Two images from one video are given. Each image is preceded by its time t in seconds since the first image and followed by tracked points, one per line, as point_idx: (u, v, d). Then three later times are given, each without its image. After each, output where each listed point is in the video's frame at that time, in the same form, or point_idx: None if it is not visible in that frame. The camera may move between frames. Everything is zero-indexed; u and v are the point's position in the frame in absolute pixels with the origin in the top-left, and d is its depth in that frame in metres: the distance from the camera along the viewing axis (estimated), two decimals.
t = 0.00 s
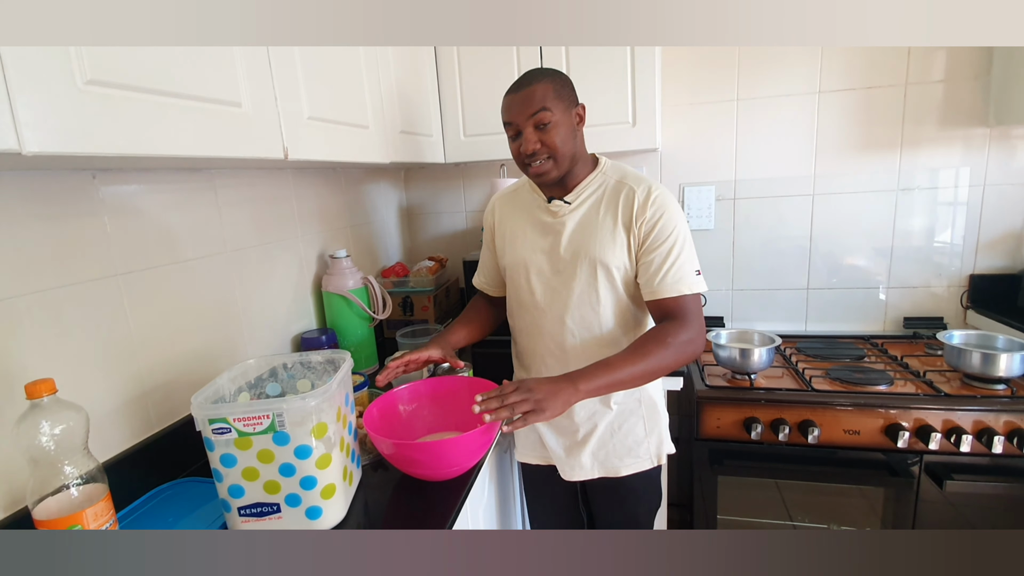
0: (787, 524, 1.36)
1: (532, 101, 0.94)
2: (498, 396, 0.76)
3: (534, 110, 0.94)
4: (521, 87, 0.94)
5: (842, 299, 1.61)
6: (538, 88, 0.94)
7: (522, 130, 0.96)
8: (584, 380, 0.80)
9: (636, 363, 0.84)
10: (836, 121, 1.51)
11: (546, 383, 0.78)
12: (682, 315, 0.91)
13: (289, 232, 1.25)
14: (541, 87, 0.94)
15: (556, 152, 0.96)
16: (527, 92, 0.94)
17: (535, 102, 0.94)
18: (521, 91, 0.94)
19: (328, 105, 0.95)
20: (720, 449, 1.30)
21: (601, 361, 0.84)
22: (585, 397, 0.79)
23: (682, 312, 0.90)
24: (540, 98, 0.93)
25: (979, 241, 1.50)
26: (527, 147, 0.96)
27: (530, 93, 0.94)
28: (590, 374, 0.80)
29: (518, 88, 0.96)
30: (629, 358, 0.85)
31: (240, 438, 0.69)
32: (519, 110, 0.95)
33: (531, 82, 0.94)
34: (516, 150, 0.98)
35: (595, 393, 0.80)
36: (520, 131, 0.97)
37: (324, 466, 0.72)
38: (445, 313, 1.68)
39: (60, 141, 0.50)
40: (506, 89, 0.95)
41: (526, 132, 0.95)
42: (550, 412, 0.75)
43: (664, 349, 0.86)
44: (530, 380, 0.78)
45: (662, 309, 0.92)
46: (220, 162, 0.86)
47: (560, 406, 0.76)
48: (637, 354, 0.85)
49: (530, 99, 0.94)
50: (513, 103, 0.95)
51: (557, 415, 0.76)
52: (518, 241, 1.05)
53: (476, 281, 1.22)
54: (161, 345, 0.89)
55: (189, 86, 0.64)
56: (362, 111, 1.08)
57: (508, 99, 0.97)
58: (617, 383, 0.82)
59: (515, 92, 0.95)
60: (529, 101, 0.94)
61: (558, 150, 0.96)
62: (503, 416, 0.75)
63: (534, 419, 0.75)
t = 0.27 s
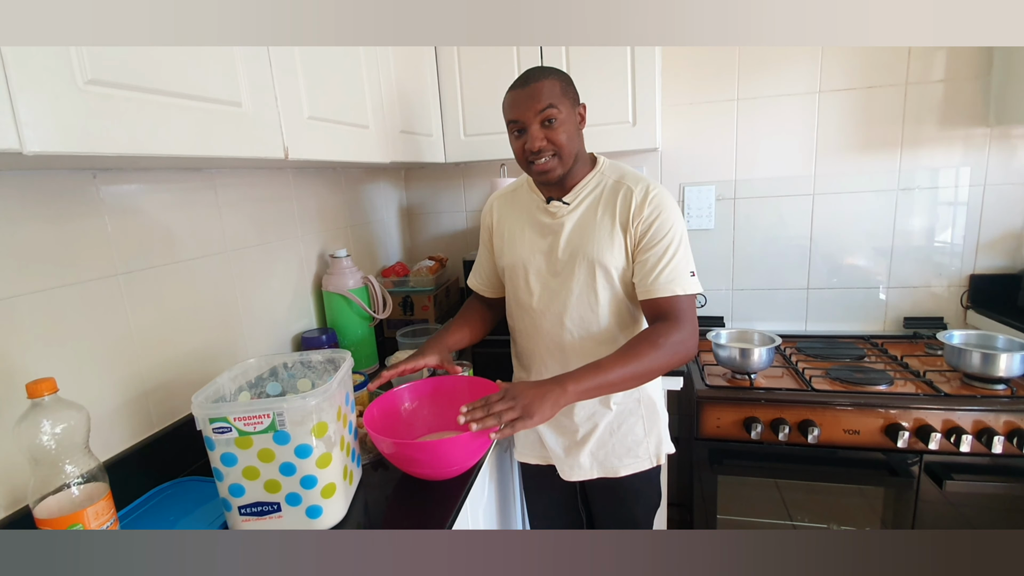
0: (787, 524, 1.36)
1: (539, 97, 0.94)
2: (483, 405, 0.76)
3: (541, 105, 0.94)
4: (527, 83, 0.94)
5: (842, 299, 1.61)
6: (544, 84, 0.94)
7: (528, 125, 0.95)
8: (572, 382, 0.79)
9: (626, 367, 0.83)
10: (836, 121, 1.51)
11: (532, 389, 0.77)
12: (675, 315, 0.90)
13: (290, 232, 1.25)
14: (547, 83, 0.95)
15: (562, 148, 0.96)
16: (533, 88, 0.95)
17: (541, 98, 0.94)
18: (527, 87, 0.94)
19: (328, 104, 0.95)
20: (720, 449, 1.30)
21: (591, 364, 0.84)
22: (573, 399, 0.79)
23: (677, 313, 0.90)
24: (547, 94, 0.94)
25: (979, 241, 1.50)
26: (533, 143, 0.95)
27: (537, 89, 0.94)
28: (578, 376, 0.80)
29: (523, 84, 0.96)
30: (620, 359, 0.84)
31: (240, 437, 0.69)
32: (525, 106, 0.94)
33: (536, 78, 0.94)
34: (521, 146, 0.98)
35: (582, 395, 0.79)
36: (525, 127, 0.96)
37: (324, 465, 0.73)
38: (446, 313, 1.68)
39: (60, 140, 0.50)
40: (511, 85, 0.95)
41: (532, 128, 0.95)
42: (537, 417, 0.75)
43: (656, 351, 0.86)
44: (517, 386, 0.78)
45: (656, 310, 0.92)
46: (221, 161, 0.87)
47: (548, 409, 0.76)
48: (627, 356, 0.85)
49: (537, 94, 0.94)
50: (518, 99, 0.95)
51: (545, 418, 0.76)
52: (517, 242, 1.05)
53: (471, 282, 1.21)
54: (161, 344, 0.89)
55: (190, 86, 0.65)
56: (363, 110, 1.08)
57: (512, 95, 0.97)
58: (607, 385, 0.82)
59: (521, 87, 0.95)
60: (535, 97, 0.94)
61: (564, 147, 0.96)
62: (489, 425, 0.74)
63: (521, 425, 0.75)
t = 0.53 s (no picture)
0: (787, 524, 1.35)
1: (541, 97, 0.94)
2: (484, 413, 0.75)
3: (542, 105, 0.94)
4: (529, 82, 0.94)
5: (842, 299, 1.61)
6: (546, 84, 0.94)
7: (530, 125, 0.95)
8: (571, 390, 0.79)
9: (626, 375, 0.83)
10: (837, 122, 1.51)
11: (532, 397, 0.77)
12: (674, 318, 0.90)
13: (291, 232, 1.25)
14: (548, 83, 0.94)
15: (564, 148, 0.97)
16: (535, 87, 0.94)
17: (543, 98, 0.94)
18: (529, 86, 0.94)
19: (329, 105, 0.95)
20: (720, 449, 1.30)
21: (590, 368, 0.84)
22: (573, 407, 0.79)
23: (676, 316, 0.90)
24: (548, 94, 0.94)
25: (979, 242, 1.50)
26: (535, 143, 0.95)
27: (538, 89, 0.94)
28: (578, 384, 0.80)
29: (524, 82, 0.95)
30: (619, 364, 0.84)
31: (241, 436, 0.69)
32: (527, 105, 0.94)
33: (538, 77, 0.94)
34: (522, 146, 0.98)
35: (582, 402, 0.80)
36: (527, 127, 0.96)
37: (326, 465, 0.73)
38: (446, 313, 1.68)
39: (63, 140, 0.50)
40: (513, 84, 0.95)
41: (534, 128, 0.95)
42: (537, 427, 0.76)
43: (655, 356, 0.86)
44: (517, 394, 0.78)
45: (655, 312, 0.92)
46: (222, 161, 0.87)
47: (548, 418, 0.77)
48: (626, 361, 0.85)
49: (539, 94, 0.94)
50: (519, 99, 0.95)
51: (546, 426, 0.77)
52: (517, 242, 1.05)
53: (471, 283, 1.21)
54: (162, 344, 0.89)
55: (191, 86, 0.65)
56: (364, 111, 1.08)
57: (513, 94, 0.96)
58: (605, 392, 0.82)
59: (522, 87, 0.95)
60: (537, 97, 0.94)
61: (565, 147, 0.97)
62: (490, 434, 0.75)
63: (521, 434, 0.76)
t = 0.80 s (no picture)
0: (787, 524, 1.35)
1: (535, 107, 0.92)
2: (485, 413, 0.75)
3: (537, 115, 0.92)
4: (524, 90, 0.92)
5: (843, 300, 1.61)
6: (541, 92, 0.92)
7: (524, 135, 0.95)
8: (572, 392, 0.79)
9: (626, 377, 0.84)
10: (838, 122, 1.51)
11: (534, 399, 0.77)
12: (674, 320, 0.90)
13: (292, 232, 1.25)
14: (544, 90, 0.92)
15: (558, 157, 0.96)
16: (530, 96, 0.93)
17: (537, 107, 0.92)
18: (524, 94, 0.92)
19: (331, 105, 0.95)
20: (721, 449, 1.30)
21: (591, 370, 0.84)
22: (574, 409, 0.79)
23: (676, 318, 0.90)
24: (543, 103, 0.92)
25: (980, 242, 1.50)
26: (529, 154, 0.95)
27: (533, 98, 0.92)
28: (579, 386, 0.80)
29: (520, 89, 0.94)
30: (619, 366, 0.85)
31: (243, 436, 0.69)
32: (521, 115, 0.93)
33: (533, 84, 0.92)
34: (517, 155, 0.98)
35: (582, 404, 0.80)
36: (521, 137, 0.96)
37: (327, 464, 0.73)
38: (447, 313, 1.68)
39: (65, 141, 0.50)
40: (508, 92, 0.93)
41: (527, 139, 0.95)
42: (537, 430, 0.76)
43: (655, 358, 0.86)
44: (518, 395, 0.78)
45: (656, 315, 0.92)
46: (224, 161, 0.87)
47: (549, 420, 0.77)
48: (626, 363, 0.85)
49: (533, 103, 0.92)
50: (514, 107, 0.94)
51: (546, 429, 0.77)
52: (518, 243, 1.06)
53: (471, 283, 1.21)
54: (164, 344, 0.89)
55: (193, 87, 0.65)
56: (365, 111, 1.09)
57: (509, 101, 0.95)
58: (606, 393, 0.82)
59: (517, 94, 0.93)
60: (531, 106, 0.92)
61: (560, 156, 0.96)
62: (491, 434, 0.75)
63: (521, 437, 0.76)
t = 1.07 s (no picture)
0: (787, 524, 1.36)
1: (527, 114, 0.92)
2: (492, 408, 0.75)
3: (529, 122, 0.92)
4: (517, 97, 0.92)
5: (843, 299, 1.61)
6: (533, 99, 0.92)
7: (518, 142, 0.95)
8: (576, 394, 0.79)
9: (629, 377, 0.84)
10: (838, 122, 1.51)
11: (538, 399, 0.77)
12: (673, 320, 0.90)
13: (292, 232, 1.25)
14: (536, 98, 0.92)
15: (552, 163, 0.96)
16: (523, 103, 0.93)
17: (530, 114, 0.92)
18: (517, 101, 0.93)
19: (331, 105, 0.95)
20: (721, 449, 1.30)
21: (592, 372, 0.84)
22: (576, 412, 0.79)
23: (676, 319, 0.90)
24: (535, 111, 0.92)
25: (981, 242, 1.50)
26: (522, 160, 0.96)
27: (525, 105, 0.92)
28: (582, 388, 0.80)
29: (514, 95, 0.94)
30: (621, 368, 0.85)
31: (243, 436, 0.69)
32: (514, 122, 0.94)
33: (527, 91, 0.92)
34: (512, 161, 0.98)
35: (585, 408, 0.79)
36: (515, 143, 0.96)
37: (327, 464, 0.73)
38: (447, 313, 1.68)
39: (65, 140, 0.50)
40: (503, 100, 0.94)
41: (521, 146, 0.95)
42: (539, 432, 0.76)
43: (655, 359, 0.86)
44: (522, 395, 0.77)
45: (656, 315, 0.92)
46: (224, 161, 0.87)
47: (550, 423, 0.76)
48: (627, 365, 0.85)
49: (526, 110, 0.92)
50: (509, 113, 0.94)
51: (547, 431, 0.77)
52: (519, 242, 1.06)
53: (472, 281, 1.21)
54: (164, 344, 0.89)
55: (194, 87, 0.65)
56: (365, 111, 1.09)
57: (505, 107, 0.95)
58: (607, 396, 0.82)
59: (511, 101, 0.94)
60: (523, 114, 0.92)
61: (554, 161, 0.96)
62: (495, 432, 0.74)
63: (524, 437, 0.75)
